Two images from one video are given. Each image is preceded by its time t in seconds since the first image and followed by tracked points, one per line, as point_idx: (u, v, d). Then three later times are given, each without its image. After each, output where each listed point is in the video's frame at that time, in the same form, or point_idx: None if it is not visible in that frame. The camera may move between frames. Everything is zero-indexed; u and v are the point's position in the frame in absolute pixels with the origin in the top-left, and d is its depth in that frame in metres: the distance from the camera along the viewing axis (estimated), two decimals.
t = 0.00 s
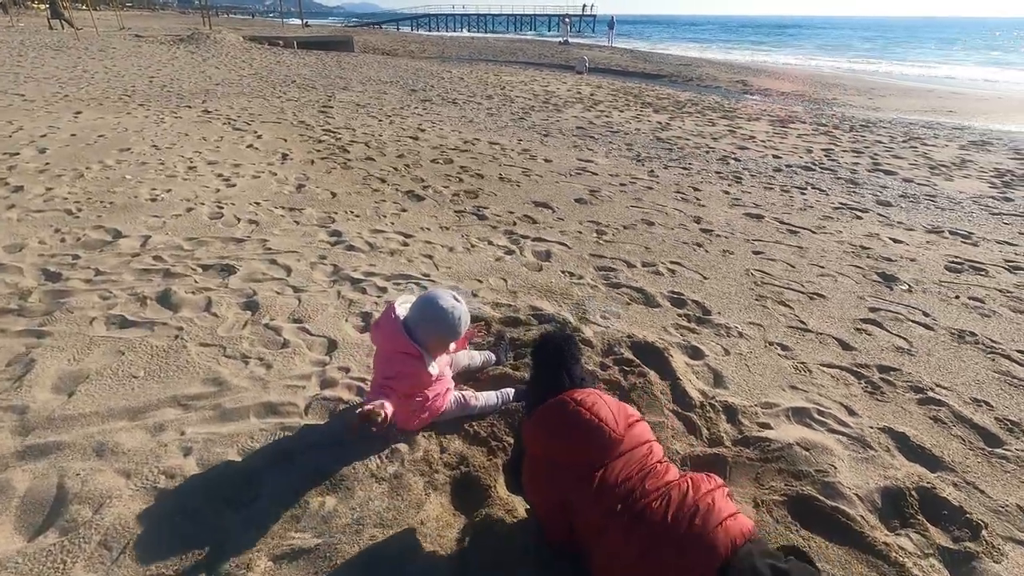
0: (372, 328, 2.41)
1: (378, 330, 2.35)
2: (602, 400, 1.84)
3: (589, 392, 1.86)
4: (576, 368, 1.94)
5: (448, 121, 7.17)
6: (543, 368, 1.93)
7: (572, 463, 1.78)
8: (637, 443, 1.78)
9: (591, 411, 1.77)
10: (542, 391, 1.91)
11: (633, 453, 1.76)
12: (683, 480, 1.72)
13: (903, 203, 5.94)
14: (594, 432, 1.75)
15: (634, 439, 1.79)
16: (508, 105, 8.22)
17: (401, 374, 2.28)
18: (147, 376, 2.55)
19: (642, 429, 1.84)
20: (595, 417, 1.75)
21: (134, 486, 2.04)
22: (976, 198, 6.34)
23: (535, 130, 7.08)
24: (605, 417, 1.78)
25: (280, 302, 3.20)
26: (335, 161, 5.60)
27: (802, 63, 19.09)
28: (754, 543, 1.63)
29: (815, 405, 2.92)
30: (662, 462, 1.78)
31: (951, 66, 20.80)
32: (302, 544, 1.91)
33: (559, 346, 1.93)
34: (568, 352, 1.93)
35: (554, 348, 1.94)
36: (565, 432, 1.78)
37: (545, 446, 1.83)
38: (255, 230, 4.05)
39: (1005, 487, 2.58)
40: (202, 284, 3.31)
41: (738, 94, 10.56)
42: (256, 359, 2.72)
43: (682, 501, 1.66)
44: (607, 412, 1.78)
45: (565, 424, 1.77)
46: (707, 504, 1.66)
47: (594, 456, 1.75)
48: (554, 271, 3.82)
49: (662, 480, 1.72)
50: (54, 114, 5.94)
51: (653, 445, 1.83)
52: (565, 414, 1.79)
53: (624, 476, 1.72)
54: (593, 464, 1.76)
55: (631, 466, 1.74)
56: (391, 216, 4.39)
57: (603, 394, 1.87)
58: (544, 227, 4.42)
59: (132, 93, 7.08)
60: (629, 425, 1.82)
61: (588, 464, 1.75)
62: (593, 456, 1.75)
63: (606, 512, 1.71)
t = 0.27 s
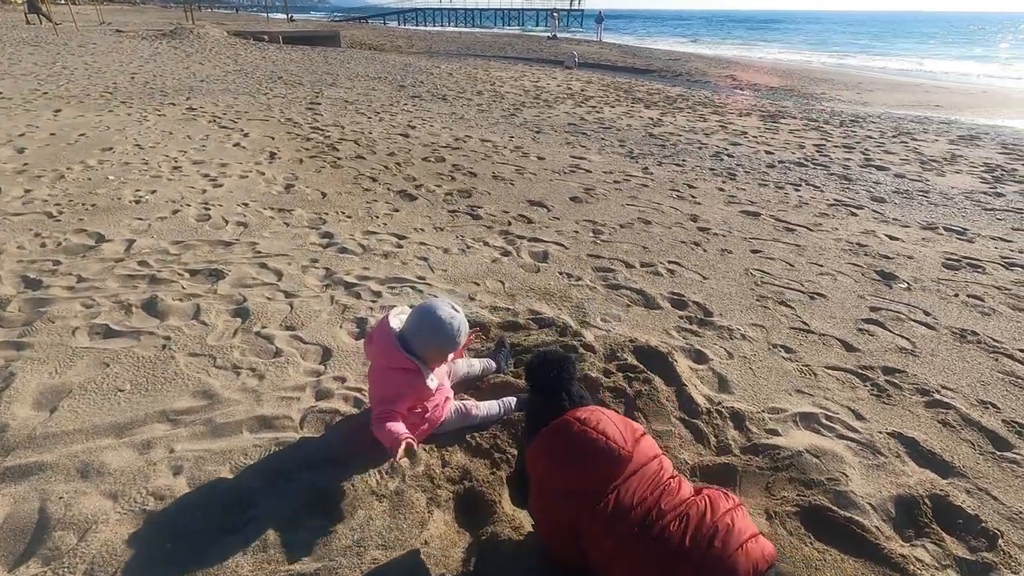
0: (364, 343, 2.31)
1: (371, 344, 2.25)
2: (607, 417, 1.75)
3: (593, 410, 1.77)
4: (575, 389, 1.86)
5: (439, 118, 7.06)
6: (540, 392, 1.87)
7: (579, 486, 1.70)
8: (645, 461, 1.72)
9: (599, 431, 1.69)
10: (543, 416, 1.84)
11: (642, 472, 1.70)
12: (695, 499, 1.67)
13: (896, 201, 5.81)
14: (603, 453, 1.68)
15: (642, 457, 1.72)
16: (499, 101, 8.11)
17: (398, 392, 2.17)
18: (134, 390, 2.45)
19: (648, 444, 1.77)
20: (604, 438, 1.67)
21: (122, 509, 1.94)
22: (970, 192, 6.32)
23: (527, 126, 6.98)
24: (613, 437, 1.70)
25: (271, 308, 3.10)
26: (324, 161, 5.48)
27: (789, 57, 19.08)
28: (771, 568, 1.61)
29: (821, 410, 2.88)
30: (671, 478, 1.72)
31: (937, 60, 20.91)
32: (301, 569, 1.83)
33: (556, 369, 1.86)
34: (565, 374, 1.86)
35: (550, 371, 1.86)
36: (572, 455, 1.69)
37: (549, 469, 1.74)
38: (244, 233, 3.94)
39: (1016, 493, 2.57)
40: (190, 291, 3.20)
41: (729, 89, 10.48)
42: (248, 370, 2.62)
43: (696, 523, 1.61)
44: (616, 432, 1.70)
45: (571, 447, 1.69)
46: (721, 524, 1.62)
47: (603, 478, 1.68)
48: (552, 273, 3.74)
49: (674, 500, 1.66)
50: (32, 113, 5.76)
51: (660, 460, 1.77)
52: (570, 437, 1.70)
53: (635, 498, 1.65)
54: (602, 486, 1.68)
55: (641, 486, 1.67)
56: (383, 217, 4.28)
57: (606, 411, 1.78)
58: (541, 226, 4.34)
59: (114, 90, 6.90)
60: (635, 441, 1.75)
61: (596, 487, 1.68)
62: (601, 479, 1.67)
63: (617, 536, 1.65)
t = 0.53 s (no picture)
0: (374, 346, 2.28)
1: (382, 348, 2.22)
2: (601, 418, 1.68)
3: (586, 411, 1.70)
4: (567, 391, 1.80)
5: (422, 116, 6.98)
6: (531, 396, 1.81)
7: (577, 491, 1.65)
8: (644, 460, 1.65)
9: (592, 436, 1.62)
10: (535, 421, 1.78)
11: (640, 473, 1.63)
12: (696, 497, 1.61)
13: (879, 193, 5.82)
14: (598, 458, 1.61)
15: (640, 457, 1.65)
16: (482, 97, 8.05)
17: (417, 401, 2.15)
18: (116, 398, 2.36)
19: (647, 442, 1.69)
20: (597, 443, 1.60)
21: (106, 524, 1.86)
22: (951, 184, 6.39)
23: (512, 122, 6.92)
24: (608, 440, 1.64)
25: (257, 311, 3.01)
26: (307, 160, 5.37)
27: (767, 53, 19.23)
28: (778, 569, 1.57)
29: (817, 405, 2.88)
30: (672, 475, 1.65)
31: (912, 55, 21.24)
32: None
33: (543, 374, 1.80)
34: (554, 376, 1.80)
35: (539, 377, 1.80)
36: (568, 461, 1.64)
37: (545, 474, 1.69)
38: (226, 234, 3.84)
39: (1011, 483, 2.59)
40: (172, 294, 3.10)
41: (710, 84, 10.50)
42: (235, 374, 2.54)
43: (699, 524, 1.56)
44: (613, 434, 1.64)
45: (565, 453, 1.64)
46: (724, 523, 1.57)
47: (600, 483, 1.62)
48: (543, 270, 3.69)
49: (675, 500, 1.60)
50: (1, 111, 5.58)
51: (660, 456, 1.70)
52: (565, 442, 1.64)
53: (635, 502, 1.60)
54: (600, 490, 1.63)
55: (641, 489, 1.61)
56: (369, 216, 4.20)
57: (600, 410, 1.71)
58: (530, 223, 4.29)
59: (87, 87, 6.70)
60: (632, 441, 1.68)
61: (594, 491, 1.62)
62: (598, 483, 1.62)
63: (619, 538, 1.61)
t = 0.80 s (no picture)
0: (371, 345, 2.19)
1: (381, 348, 2.13)
2: (604, 420, 1.61)
3: (588, 413, 1.63)
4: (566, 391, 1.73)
5: (396, 115, 6.89)
6: (528, 397, 1.74)
7: (580, 495, 1.59)
8: (648, 464, 1.59)
9: (595, 440, 1.56)
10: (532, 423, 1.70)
11: (643, 475, 1.58)
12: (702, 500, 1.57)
13: (852, 185, 5.90)
14: (600, 461, 1.56)
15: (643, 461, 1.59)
16: (456, 95, 7.97)
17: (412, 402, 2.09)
18: (89, 412, 2.24)
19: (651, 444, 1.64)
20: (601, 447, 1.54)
21: (85, 546, 1.76)
22: (918, 174, 6.53)
23: (487, 120, 6.86)
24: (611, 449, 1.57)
25: (235, 315, 2.91)
26: (279, 160, 5.23)
27: (733, 49, 19.48)
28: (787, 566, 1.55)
29: (806, 395, 2.89)
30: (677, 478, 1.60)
31: (872, 51, 21.76)
32: None
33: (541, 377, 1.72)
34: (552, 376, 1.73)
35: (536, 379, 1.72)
36: (568, 466, 1.57)
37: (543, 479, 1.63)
38: (198, 237, 3.71)
39: (996, 467, 2.65)
40: (144, 301, 2.97)
41: (681, 80, 10.58)
42: (215, 382, 2.44)
43: (702, 529, 1.53)
44: (616, 435, 1.58)
45: (567, 459, 1.57)
46: (731, 522, 1.54)
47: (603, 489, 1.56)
48: (528, 267, 3.64)
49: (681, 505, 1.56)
50: None
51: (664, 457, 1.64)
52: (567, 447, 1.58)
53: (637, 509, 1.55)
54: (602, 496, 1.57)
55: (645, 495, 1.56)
56: (346, 216, 4.11)
57: (603, 413, 1.64)
58: (511, 220, 4.24)
59: (43, 86, 6.44)
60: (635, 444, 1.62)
61: (596, 498, 1.57)
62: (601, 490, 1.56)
63: (624, 543, 1.57)
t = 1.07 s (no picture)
0: (355, 349, 2.13)
1: (365, 351, 2.07)
2: (601, 426, 1.51)
3: (584, 420, 1.52)
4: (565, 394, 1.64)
5: (365, 114, 6.76)
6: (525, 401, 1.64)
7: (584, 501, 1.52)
8: (653, 468, 1.50)
9: (593, 451, 1.47)
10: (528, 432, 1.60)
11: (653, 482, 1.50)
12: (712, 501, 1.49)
13: (819, 175, 6.03)
14: (605, 471, 1.47)
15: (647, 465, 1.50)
16: (424, 92, 7.87)
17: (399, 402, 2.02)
18: (67, 431, 2.12)
19: (656, 445, 1.53)
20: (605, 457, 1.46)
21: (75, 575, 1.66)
22: (880, 163, 6.72)
23: (457, 117, 6.78)
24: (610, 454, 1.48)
25: (215, 323, 2.79)
26: (246, 160, 5.07)
27: (691, 43, 19.77)
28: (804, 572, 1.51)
29: (795, 383, 2.93)
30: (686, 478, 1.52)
31: (824, 44, 22.35)
32: None
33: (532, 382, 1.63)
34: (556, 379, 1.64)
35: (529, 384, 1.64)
36: (567, 478, 1.50)
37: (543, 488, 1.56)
38: (168, 242, 3.56)
39: (978, 444, 2.73)
40: (115, 311, 2.83)
41: (646, 74, 10.66)
42: (200, 394, 2.34)
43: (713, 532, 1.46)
44: (623, 444, 1.49)
45: (564, 471, 1.49)
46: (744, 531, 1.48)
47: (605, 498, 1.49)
48: (512, 264, 3.61)
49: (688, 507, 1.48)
50: None
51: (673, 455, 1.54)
52: (563, 459, 1.50)
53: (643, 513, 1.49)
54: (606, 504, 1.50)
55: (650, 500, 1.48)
56: (322, 217, 4.00)
57: (600, 416, 1.54)
58: (491, 218, 4.19)
59: None
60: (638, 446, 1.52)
61: (598, 506, 1.50)
62: (602, 498, 1.49)
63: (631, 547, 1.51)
